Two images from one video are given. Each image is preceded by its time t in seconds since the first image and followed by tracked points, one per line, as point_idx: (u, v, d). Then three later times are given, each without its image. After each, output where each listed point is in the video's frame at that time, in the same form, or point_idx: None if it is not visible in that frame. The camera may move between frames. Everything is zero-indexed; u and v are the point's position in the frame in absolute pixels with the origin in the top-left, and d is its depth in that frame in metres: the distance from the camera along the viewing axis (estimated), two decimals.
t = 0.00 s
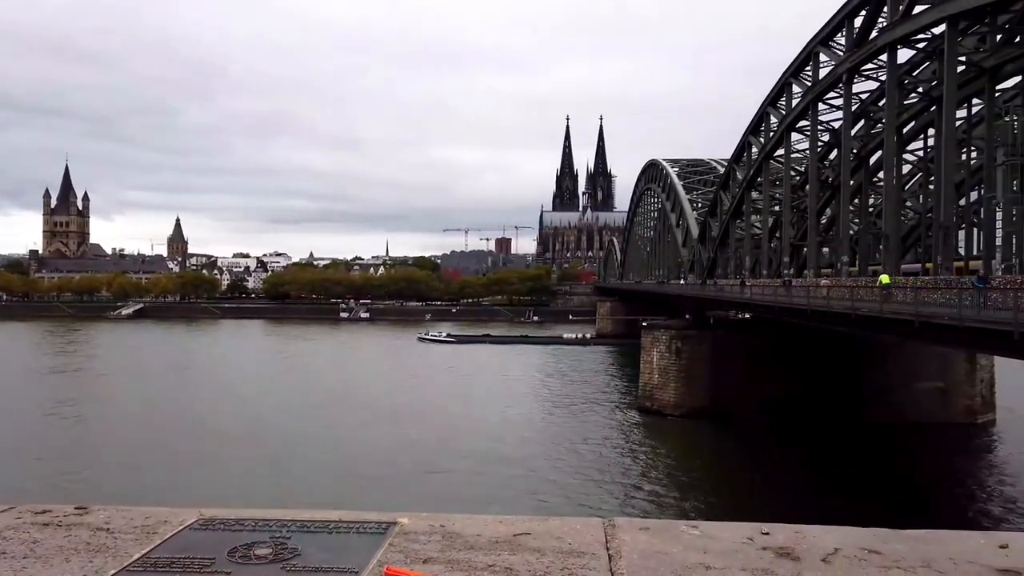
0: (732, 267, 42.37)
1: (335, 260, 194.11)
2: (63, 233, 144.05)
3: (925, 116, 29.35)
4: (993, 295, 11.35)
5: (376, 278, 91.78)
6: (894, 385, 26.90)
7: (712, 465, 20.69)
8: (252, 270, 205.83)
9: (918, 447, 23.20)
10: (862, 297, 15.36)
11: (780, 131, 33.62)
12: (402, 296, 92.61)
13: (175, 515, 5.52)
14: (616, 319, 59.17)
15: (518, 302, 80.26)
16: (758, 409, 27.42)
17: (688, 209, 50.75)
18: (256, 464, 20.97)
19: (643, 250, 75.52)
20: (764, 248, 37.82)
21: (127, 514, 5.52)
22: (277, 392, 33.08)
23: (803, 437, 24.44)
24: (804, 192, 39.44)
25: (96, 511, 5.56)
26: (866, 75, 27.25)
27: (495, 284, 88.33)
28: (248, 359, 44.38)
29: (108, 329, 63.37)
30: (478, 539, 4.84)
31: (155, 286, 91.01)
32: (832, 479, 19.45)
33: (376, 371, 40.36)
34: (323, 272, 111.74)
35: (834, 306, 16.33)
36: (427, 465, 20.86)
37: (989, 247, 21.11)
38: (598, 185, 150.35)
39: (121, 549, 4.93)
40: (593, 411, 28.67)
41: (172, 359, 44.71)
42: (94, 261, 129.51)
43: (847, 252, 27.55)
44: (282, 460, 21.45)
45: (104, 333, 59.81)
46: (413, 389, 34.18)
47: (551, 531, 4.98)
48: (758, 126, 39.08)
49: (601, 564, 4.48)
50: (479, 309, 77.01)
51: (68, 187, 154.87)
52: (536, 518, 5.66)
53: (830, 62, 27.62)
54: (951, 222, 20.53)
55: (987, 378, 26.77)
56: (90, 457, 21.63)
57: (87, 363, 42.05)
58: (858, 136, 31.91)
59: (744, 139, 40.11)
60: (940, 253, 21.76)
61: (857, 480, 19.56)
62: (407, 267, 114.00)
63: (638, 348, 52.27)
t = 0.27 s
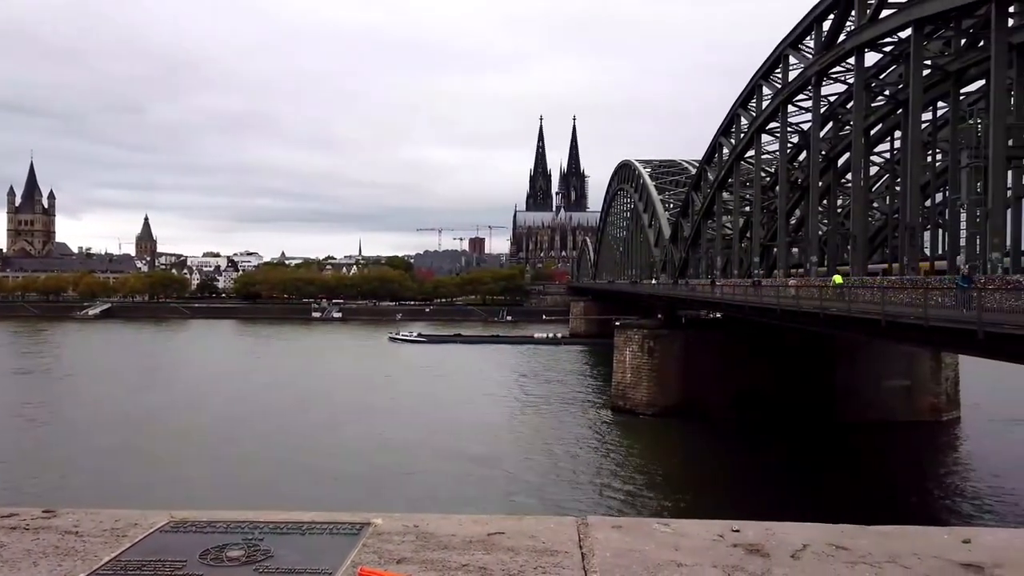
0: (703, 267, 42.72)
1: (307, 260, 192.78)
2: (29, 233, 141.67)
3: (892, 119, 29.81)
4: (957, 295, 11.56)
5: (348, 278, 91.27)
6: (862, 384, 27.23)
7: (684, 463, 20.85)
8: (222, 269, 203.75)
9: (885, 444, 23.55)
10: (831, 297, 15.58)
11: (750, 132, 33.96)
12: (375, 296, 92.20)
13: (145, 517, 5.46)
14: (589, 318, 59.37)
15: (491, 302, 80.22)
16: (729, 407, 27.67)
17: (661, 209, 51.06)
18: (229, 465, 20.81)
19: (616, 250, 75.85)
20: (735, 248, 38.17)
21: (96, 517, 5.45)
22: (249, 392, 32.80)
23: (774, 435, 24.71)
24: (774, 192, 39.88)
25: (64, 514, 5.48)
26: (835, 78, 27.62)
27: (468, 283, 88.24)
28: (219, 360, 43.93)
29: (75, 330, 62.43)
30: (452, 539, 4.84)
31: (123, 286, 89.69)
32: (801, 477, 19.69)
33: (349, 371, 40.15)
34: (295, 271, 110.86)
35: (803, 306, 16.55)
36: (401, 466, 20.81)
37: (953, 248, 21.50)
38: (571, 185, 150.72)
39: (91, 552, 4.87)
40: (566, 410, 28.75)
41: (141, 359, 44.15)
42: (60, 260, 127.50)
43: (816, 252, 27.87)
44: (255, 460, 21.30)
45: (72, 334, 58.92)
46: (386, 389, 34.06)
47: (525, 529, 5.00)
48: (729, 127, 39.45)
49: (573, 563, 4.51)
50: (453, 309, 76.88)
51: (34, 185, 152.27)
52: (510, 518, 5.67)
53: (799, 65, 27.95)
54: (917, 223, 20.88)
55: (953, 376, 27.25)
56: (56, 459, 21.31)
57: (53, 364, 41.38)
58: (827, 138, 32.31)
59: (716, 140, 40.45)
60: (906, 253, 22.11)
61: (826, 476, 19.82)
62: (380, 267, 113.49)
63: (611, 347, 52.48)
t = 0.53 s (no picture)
0: (684, 267, 42.93)
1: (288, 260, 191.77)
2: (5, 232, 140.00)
3: (870, 120, 30.10)
4: (934, 295, 11.71)
5: (330, 278, 90.87)
6: (841, 382, 27.50)
7: (665, 463, 20.95)
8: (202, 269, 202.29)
9: (863, 443, 23.75)
10: (809, 297, 15.73)
11: (731, 133, 34.17)
12: (357, 296, 91.89)
13: (126, 520, 5.42)
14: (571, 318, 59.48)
15: (473, 302, 80.14)
16: (710, 406, 27.83)
17: (642, 210, 51.24)
18: (210, 466, 20.70)
19: (597, 250, 76.04)
20: (715, 248, 38.39)
21: (76, 519, 5.40)
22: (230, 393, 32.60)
23: (754, 434, 24.89)
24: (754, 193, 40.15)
25: (44, 517, 5.43)
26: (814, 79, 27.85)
27: (451, 283, 88.13)
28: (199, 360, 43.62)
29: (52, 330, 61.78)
30: (435, 539, 4.85)
31: (100, 285, 88.82)
32: (780, 476, 19.82)
33: (331, 371, 40.00)
34: (276, 271, 110.30)
35: (783, 306, 16.68)
36: (383, 466, 20.77)
37: (930, 247, 21.75)
38: (553, 185, 150.89)
39: (71, 555, 4.83)
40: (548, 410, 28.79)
41: (120, 360, 43.77)
42: (37, 260, 126.12)
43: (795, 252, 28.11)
44: (236, 462, 21.19)
45: (49, 334, 58.28)
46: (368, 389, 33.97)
47: (507, 529, 5.01)
48: (710, 128, 39.69)
49: (555, 562, 4.53)
50: (435, 309, 76.73)
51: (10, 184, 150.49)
52: (492, 518, 5.68)
53: (779, 66, 28.16)
54: (894, 223, 21.10)
55: (930, 375, 27.52)
56: (34, 460, 21.10)
57: (30, 365, 40.92)
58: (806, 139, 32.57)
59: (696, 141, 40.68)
60: (884, 253, 22.33)
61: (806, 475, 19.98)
62: (361, 267, 113.13)
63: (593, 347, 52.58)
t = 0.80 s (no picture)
0: (663, 267, 43.15)
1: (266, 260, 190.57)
2: None
3: (845, 122, 30.42)
4: (907, 294, 11.88)
5: (308, 277, 90.41)
6: (817, 381, 27.76)
7: (643, 462, 21.06)
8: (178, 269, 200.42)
9: (839, 440, 24.00)
10: (787, 296, 15.88)
11: (709, 134, 34.43)
12: (335, 296, 91.49)
13: (103, 519, 5.38)
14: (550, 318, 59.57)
15: (453, 302, 80.05)
16: (688, 405, 28.00)
17: (621, 210, 51.46)
18: (188, 467, 20.56)
19: (577, 249, 76.25)
20: (693, 248, 38.61)
21: (53, 519, 5.35)
22: (207, 393, 32.32)
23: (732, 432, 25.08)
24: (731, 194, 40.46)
25: (19, 517, 5.38)
26: (790, 81, 28.11)
27: (430, 283, 87.99)
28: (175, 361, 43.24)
29: (26, 331, 61.00)
30: (415, 536, 4.85)
31: (74, 284, 87.73)
32: (757, 473, 20.00)
33: (309, 371, 39.81)
34: (254, 271, 109.50)
35: (760, 305, 16.85)
36: (362, 466, 20.72)
37: (904, 247, 22.02)
38: (532, 185, 150.97)
39: (48, 555, 4.80)
40: (527, 410, 28.83)
41: (96, 360, 43.30)
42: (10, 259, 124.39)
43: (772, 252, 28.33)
44: (214, 462, 21.05)
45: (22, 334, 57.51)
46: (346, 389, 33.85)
47: (487, 526, 5.03)
48: (688, 129, 39.94)
49: (534, 557, 4.56)
50: (414, 309, 76.56)
51: None
52: (472, 515, 5.70)
53: (756, 68, 28.40)
54: (869, 224, 21.36)
55: (904, 373, 27.80)
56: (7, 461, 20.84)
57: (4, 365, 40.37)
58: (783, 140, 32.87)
59: (675, 142, 40.91)
60: (859, 253, 22.59)
61: (782, 473, 20.15)
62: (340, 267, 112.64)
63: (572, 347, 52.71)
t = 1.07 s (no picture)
0: (642, 266, 43.35)
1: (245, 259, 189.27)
2: None
3: (822, 123, 30.73)
4: (882, 293, 12.04)
5: (287, 277, 89.86)
6: (794, 379, 28.03)
7: (623, 460, 21.17)
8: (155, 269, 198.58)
9: (816, 438, 24.23)
10: (765, 295, 16.03)
11: (687, 134, 34.64)
12: (315, 296, 91.06)
13: (83, 521, 5.34)
14: (530, 317, 59.67)
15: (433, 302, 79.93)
16: (667, 404, 28.16)
17: (601, 210, 51.63)
18: (167, 468, 20.42)
19: (556, 249, 76.43)
20: (672, 248, 38.82)
21: (31, 521, 5.31)
22: (185, 394, 32.07)
23: (710, 430, 25.26)
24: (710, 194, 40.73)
25: None
26: (768, 83, 28.35)
27: (410, 283, 87.80)
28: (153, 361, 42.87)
29: None
30: (397, 535, 4.86)
31: (49, 284, 86.70)
32: (736, 471, 20.16)
33: (289, 371, 39.62)
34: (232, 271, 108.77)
35: (739, 304, 16.99)
36: (342, 466, 20.66)
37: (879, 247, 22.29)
38: (513, 185, 151.14)
39: (27, 557, 4.75)
40: (508, 409, 28.86)
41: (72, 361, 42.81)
42: None
43: (750, 252, 28.55)
44: (192, 463, 20.91)
45: None
46: (326, 390, 33.72)
47: (470, 525, 5.04)
48: (667, 130, 40.16)
49: (517, 555, 4.58)
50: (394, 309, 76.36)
51: None
52: (454, 513, 5.71)
53: (734, 69, 28.61)
54: (845, 224, 21.59)
55: (879, 372, 28.10)
56: None
57: None
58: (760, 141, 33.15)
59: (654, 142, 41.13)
60: (835, 253, 22.83)
61: (760, 470, 20.34)
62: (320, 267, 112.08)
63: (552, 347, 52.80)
